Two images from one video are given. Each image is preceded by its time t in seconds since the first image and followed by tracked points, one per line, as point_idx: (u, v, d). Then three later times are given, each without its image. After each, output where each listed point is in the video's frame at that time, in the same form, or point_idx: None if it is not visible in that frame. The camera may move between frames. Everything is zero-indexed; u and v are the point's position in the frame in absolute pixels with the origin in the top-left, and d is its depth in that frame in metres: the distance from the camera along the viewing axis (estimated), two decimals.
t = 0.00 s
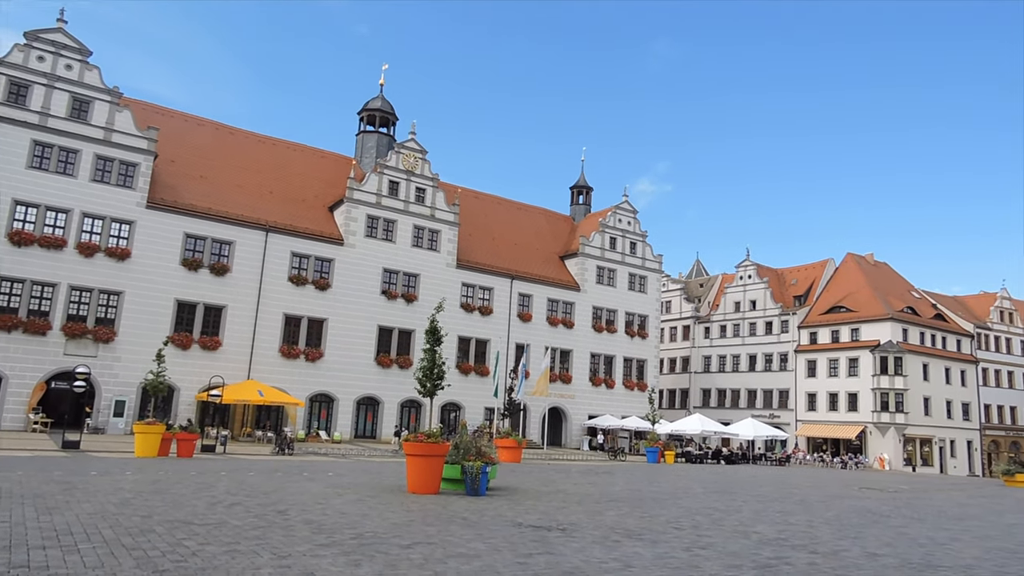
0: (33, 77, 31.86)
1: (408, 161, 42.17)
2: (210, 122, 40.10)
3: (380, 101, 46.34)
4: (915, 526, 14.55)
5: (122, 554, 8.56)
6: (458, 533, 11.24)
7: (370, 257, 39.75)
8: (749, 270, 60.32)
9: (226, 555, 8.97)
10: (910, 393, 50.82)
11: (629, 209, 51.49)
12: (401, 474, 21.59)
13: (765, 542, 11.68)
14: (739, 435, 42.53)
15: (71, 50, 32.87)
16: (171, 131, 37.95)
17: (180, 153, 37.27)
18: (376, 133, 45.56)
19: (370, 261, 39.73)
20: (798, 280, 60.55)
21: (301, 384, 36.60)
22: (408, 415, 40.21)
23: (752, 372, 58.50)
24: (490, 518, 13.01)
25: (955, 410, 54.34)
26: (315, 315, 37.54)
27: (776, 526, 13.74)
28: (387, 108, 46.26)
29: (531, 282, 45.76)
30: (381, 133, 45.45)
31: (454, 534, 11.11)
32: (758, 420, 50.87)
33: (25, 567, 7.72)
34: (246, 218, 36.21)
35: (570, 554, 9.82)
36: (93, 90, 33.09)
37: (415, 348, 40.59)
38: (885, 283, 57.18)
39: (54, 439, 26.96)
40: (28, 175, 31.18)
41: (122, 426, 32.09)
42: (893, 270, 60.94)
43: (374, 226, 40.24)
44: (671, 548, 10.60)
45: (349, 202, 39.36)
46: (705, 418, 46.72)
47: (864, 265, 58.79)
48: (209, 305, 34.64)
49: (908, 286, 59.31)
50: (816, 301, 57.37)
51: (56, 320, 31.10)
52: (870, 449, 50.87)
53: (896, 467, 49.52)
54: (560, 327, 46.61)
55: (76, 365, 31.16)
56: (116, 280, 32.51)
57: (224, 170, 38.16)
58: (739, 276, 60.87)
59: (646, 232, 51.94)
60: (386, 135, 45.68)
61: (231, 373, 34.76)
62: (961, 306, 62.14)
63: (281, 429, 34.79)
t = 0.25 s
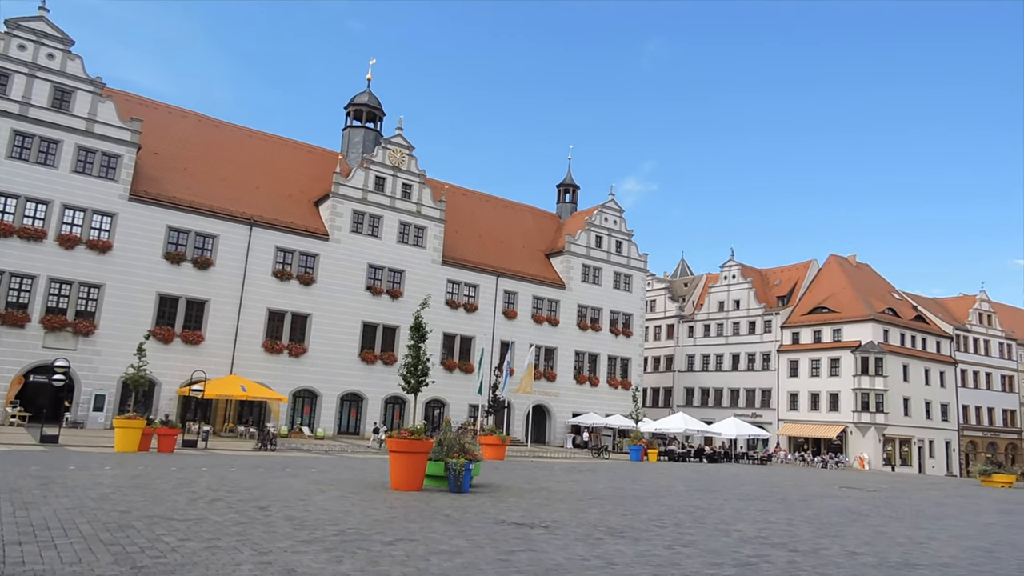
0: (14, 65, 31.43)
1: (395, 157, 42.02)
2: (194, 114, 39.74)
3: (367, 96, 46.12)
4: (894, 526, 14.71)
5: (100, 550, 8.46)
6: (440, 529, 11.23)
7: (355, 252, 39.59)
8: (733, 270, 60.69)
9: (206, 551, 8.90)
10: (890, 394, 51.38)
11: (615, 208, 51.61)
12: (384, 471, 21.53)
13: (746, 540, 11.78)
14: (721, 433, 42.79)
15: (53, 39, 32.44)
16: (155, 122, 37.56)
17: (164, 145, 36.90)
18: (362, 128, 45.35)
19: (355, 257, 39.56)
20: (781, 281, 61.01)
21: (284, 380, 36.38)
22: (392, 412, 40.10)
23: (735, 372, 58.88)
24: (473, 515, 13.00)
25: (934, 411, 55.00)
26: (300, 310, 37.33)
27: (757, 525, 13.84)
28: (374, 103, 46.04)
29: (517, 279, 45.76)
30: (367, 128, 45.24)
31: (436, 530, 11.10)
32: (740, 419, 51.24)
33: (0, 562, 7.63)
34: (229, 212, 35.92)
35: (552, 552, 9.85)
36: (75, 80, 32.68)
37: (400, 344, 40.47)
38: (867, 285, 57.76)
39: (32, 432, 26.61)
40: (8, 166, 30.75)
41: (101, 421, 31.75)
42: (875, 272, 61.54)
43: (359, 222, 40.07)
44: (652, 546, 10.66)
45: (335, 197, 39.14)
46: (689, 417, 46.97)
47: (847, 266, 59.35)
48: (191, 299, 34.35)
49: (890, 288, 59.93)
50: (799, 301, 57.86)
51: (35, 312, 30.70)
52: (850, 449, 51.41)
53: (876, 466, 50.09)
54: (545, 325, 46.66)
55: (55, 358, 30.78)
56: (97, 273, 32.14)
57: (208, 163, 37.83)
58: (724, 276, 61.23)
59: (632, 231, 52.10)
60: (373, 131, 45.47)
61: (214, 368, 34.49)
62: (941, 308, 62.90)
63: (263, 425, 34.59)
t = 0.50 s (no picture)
0: None
1: (382, 154, 41.89)
2: (179, 109, 39.39)
3: (354, 92, 45.92)
4: (876, 522, 14.86)
5: (82, 549, 8.38)
6: (427, 527, 11.21)
7: (342, 249, 39.42)
8: (720, 268, 60.98)
9: (190, 549, 8.84)
10: (874, 392, 51.84)
11: (603, 206, 51.71)
12: (370, 469, 21.46)
13: (731, 537, 11.85)
14: (707, 431, 43.02)
15: (36, 32, 32.09)
16: (139, 117, 37.18)
17: (148, 140, 36.54)
18: (349, 124, 45.15)
19: (342, 254, 39.39)
20: (767, 280, 61.38)
21: (270, 377, 36.18)
22: (379, 409, 39.99)
23: (721, 370, 59.21)
24: (459, 513, 13.00)
25: (917, 409, 55.56)
26: (286, 308, 37.15)
27: (742, 522, 13.92)
28: (361, 99, 45.85)
29: (504, 277, 45.76)
30: (355, 124, 45.05)
31: (422, 528, 11.08)
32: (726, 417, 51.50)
33: None
34: (215, 208, 35.65)
35: (539, 549, 9.86)
36: (58, 74, 32.33)
37: (386, 342, 40.36)
38: (851, 284, 58.23)
39: (13, 431, 26.30)
40: None
41: (84, 418, 31.42)
42: (860, 271, 62.05)
43: (346, 219, 39.90)
44: (638, 543, 10.70)
45: (321, 193, 38.95)
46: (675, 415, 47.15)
47: (832, 265, 59.81)
48: (176, 296, 34.09)
49: (874, 287, 60.45)
50: (784, 300, 58.24)
51: (16, 309, 30.35)
52: (834, 446, 51.86)
53: (859, 464, 50.54)
54: (532, 323, 46.69)
55: (37, 356, 30.43)
56: (80, 269, 31.81)
57: (193, 159, 37.50)
58: (710, 274, 61.52)
59: (619, 229, 52.22)
60: (360, 127, 45.29)
61: (199, 365, 34.25)
62: (924, 307, 63.51)
63: (249, 423, 34.40)
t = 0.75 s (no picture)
0: None
1: (368, 150, 41.70)
2: (162, 103, 38.97)
3: (339, 87, 45.65)
4: (857, 519, 15.02)
5: (60, 547, 8.28)
6: (411, 525, 11.18)
7: (327, 246, 39.21)
8: (704, 267, 61.29)
9: (171, 547, 8.76)
10: (855, 390, 52.33)
11: (588, 204, 51.81)
12: (353, 466, 21.37)
13: (713, 534, 11.92)
14: (691, 429, 43.25)
15: (15, 23, 31.64)
16: (121, 111, 36.75)
17: (131, 134, 36.13)
18: (335, 120, 44.90)
19: (326, 250, 39.18)
20: (750, 279, 61.79)
21: (253, 374, 35.92)
22: (363, 406, 39.84)
23: (705, 368, 59.54)
24: (443, 511, 12.97)
25: (897, 407, 56.18)
26: (269, 304, 36.90)
27: (724, 519, 14.00)
28: (347, 95, 45.59)
29: (490, 274, 45.72)
30: (340, 120, 44.81)
31: (406, 526, 11.05)
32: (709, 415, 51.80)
33: None
34: (198, 203, 35.32)
35: (523, 546, 9.86)
36: (38, 65, 31.89)
37: (371, 339, 40.21)
38: (833, 283, 58.76)
39: None
40: None
41: (63, 415, 31.02)
42: (842, 270, 62.61)
43: (331, 215, 39.68)
44: (622, 541, 10.73)
45: (306, 189, 38.70)
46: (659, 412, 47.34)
47: (814, 264, 60.31)
48: (158, 292, 33.76)
49: (856, 286, 61.02)
50: (768, 299, 58.65)
51: None
52: (816, 444, 52.33)
53: (840, 461, 51.04)
54: (517, 320, 46.71)
55: (15, 351, 30.01)
56: (60, 264, 31.40)
57: (176, 153, 37.12)
58: (695, 273, 61.81)
59: (604, 227, 52.33)
60: (345, 123, 45.05)
61: (181, 362, 33.95)
62: (905, 306, 64.19)
63: (231, 420, 34.15)
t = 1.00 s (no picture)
0: None
1: (354, 147, 41.55)
2: (147, 99, 38.62)
3: (326, 84, 45.42)
4: (840, 516, 15.14)
5: (41, 546, 8.19)
6: (397, 523, 11.15)
7: (313, 243, 39.01)
8: (690, 265, 61.52)
9: (154, 546, 8.68)
10: (839, 388, 52.76)
11: (575, 203, 51.87)
12: (339, 464, 21.29)
13: (699, 531, 11.98)
14: (676, 427, 43.45)
15: None
16: (105, 106, 36.39)
17: (115, 129, 35.77)
18: (321, 117, 44.67)
19: (313, 248, 38.99)
20: (736, 277, 62.13)
21: (238, 372, 35.68)
22: (349, 404, 39.70)
23: (691, 366, 59.84)
24: (429, 509, 12.95)
25: (880, 405, 56.70)
26: (255, 301, 36.67)
27: (709, 516, 14.08)
28: (333, 92, 45.37)
29: (476, 272, 45.68)
30: (326, 117, 44.59)
31: (391, 524, 11.01)
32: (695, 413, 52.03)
33: None
34: (183, 199, 35.03)
35: (509, 544, 9.87)
36: (20, 59, 31.54)
37: (357, 337, 40.06)
38: (818, 282, 59.20)
39: None
40: None
41: (44, 413, 30.67)
42: (826, 269, 63.09)
43: (317, 212, 39.48)
44: (607, 538, 10.76)
45: (292, 186, 38.49)
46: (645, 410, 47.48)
47: (799, 263, 60.75)
48: (141, 289, 33.44)
49: (840, 285, 61.50)
50: (753, 297, 58.99)
51: None
52: (800, 442, 52.70)
53: (824, 459, 51.43)
54: (504, 318, 46.71)
55: None
56: (41, 260, 31.05)
57: (160, 149, 36.80)
58: (681, 272, 62.08)
59: (591, 226, 52.42)
60: (332, 120, 44.84)
61: (165, 359, 33.68)
62: (888, 305, 64.81)
63: (216, 418, 33.91)
